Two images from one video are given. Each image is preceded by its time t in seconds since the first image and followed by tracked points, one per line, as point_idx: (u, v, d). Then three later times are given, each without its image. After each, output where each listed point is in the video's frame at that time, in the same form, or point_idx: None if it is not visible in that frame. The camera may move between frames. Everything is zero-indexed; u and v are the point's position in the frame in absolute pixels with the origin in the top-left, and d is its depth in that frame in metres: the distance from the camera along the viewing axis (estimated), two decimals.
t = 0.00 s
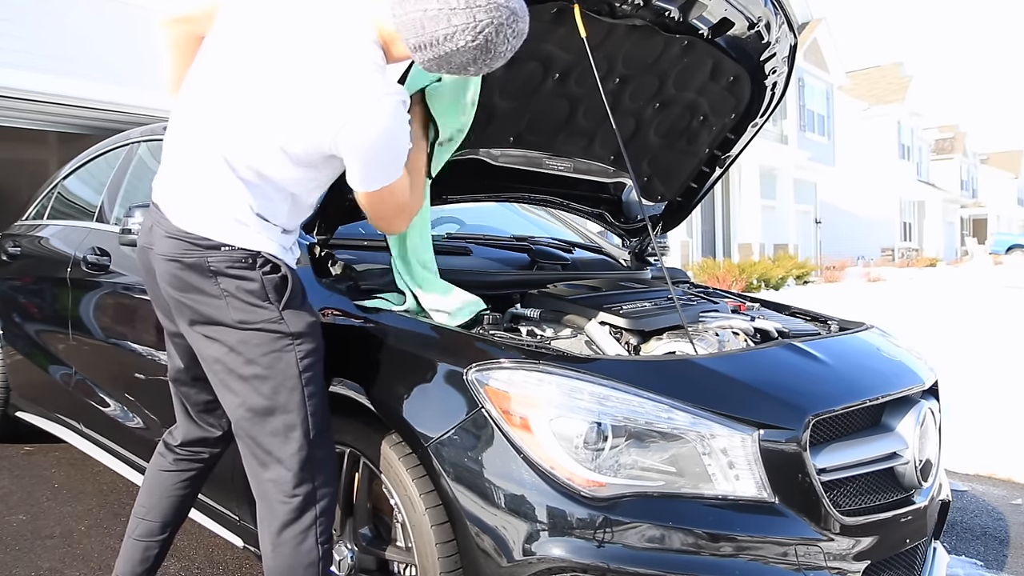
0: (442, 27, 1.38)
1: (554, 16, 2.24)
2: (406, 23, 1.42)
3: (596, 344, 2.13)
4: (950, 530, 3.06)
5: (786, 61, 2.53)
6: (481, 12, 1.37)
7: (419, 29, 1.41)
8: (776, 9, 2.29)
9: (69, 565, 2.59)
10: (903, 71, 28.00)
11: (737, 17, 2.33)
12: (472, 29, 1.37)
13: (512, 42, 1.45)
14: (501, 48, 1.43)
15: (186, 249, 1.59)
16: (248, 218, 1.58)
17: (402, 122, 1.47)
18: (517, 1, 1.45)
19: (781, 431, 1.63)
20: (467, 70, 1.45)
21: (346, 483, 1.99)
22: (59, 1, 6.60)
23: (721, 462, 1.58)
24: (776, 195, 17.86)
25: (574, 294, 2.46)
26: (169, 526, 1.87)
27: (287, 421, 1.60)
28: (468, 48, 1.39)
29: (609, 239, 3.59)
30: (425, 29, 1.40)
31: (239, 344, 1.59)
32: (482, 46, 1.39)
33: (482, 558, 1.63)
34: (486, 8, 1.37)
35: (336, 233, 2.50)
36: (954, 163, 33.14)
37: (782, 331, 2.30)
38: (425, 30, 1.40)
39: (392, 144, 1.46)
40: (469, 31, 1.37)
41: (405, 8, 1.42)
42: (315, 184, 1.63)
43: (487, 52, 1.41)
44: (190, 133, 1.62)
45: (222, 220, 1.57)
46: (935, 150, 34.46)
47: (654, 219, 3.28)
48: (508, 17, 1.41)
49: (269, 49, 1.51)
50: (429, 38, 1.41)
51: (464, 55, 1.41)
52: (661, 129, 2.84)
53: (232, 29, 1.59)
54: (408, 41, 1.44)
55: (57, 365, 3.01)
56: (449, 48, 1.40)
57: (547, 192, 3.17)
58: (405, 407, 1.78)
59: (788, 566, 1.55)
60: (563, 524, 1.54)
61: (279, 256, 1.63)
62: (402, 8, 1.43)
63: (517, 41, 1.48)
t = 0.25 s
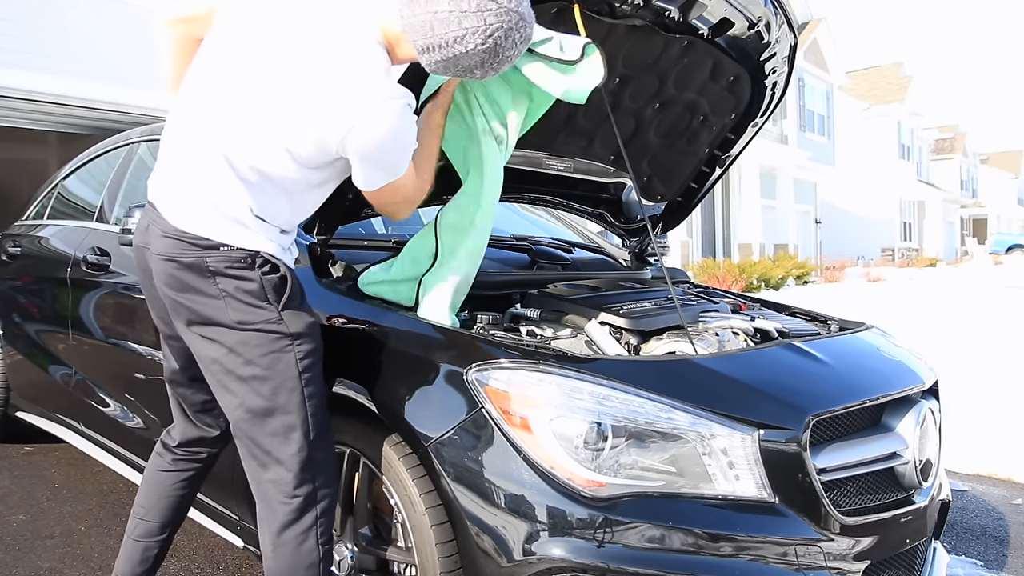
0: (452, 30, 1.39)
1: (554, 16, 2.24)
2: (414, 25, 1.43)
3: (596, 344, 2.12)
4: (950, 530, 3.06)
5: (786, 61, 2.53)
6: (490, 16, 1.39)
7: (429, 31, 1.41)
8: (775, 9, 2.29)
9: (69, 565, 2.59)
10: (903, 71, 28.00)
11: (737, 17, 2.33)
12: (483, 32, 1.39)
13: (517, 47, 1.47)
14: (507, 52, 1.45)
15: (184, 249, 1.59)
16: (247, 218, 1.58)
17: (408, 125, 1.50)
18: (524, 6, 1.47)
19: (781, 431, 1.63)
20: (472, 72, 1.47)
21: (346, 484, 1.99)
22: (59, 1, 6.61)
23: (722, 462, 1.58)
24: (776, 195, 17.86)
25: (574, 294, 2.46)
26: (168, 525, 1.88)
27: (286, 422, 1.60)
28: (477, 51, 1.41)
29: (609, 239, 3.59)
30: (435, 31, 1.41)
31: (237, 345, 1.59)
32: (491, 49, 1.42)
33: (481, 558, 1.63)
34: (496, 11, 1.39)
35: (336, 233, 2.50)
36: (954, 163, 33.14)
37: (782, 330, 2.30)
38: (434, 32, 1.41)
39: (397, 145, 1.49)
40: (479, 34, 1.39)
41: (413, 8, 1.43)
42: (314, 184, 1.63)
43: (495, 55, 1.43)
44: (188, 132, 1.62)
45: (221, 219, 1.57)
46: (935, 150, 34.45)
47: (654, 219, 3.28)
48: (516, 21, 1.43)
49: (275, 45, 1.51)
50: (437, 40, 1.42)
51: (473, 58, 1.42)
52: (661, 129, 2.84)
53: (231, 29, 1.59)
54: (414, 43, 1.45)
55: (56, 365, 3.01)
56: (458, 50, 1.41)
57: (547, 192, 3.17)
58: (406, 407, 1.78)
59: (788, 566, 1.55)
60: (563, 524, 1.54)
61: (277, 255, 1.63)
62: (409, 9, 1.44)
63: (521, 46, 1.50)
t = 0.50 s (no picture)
0: (457, 40, 1.40)
1: (554, 16, 2.25)
2: (419, 33, 1.43)
3: (596, 344, 2.12)
4: (950, 529, 3.06)
5: (786, 61, 2.53)
6: (497, 29, 1.40)
7: (434, 40, 1.42)
8: (775, 9, 2.28)
9: (69, 565, 2.59)
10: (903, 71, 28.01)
11: (737, 17, 2.33)
12: (487, 44, 1.40)
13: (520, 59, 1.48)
14: (511, 63, 1.46)
15: (180, 251, 1.59)
16: (245, 220, 1.58)
17: (410, 126, 1.52)
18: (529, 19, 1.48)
19: (781, 431, 1.63)
20: (475, 82, 1.48)
21: (346, 483, 1.99)
22: (59, 1, 6.61)
23: (722, 462, 1.58)
24: (776, 195, 17.86)
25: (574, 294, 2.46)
26: (166, 526, 1.87)
27: (287, 423, 1.60)
28: (481, 63, 1.42)
29: (609, 239, 3.59)
30: (441, 40, 1.41)
31: (235, 346, 1.59)
32: (495, 60, 1.42)
33: (481, 558, 1.63)
34: (502, 24, 1.40)
35: (336, 232, 2.50)
36: (954, 163, 33.14)
37: (782, 330, 2.30)
38: (439, 42, 1.41)
39: (399, 144, 1.51)
40: (484, 46, 1.40)
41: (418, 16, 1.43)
42: (314, 186, 1.64)
43: (499, 67, 1.44)
44: (185, 133, 1.61)
45: (219, 221, 1.57)
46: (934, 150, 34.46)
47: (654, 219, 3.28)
48: (521, 34, 1.44)
49: (274, 46, 1.52)
50: (442, 49, 1.42)
51: (477, 67, 1.43)
52: (661, 129, 2.84)
53: (229, 31, 1.59)
54: (419, 50, 1.45)
55: (56, 365, 3.01)
56: (462, 61, 1.42)
57: (547, 192, 3.17)
58: (406, 407, 1.78)
59: (788, 566, 1.55)
60: (563, 524, 1.54)
61: (275, 255, 1.64)
62: (413, 17, 1.44)
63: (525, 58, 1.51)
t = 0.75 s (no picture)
0: (468, 46, 1.41)
1: (554, 16, 2.25)
2: (429, 38, 1.45)
3: (596, 345, 2.13)
4: (950, 530, 3.06)
5: (786, 61, 2.53)
6: (506, 40, 1.42)
7: (443, 45, 1.43)
8: (776, 9, 2.28)
9: (69, 565, 2.59)
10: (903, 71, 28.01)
11: (737, 17, 2.33)
12: (496, 53, 1.41)
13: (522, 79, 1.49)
14: (515, 78, 1.47)
15: (180, 251, 1.58)
16: (245, 221, 1.58)
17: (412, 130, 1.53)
18: (536, 42, 1.51)
19: (781, 431, 1.63)
20: (475, 95, 1.47)
21: (346, 484, 1.99)
22: (59, 1, 6.61)
23: (722, 462, 1.58)
24: (776, 195, 17.86)
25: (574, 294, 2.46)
26: (162, 525, 1.88)
27: (287, 422, 1.60)
28: (486, 73, 1.42)
29: (609, 239, 3.59)
30: (450, 45, 1.42)
31: (236, 347, 1.59)
32: (500, 72, 1.43)
33: (481, 558, 1.63)
34: (511, 37, 1.43)
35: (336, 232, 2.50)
36: (954, 163, 33.14)
37: (782, 330, 2.30)
38: (447, 49, 1.43)
39: (402, 149, 1.53)
40: (492, 55, 1.41)
41: (430, 25, 1.46)
42: (314, 189, 1.64)
43: (502, 80, 1.45)
44: (186, 134, 1.61)
45: (219, 221, 1.56)
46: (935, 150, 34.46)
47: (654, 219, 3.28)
48: (527, 51, 1.47)
49: (280, 49, 1.53)
50: (450, 56, 1.43)
51: (481, 78, 1.43)
52: (661, 129, 2.84)
53: (232, 33, 1.60)
54: (426, 56, 1.46)
55: (56, 365, 3.01)
56: (468, 70, 1.42)
57: (547, 192, 3.18)
58: (405, 407, 1.78)
59: (788, 566, 1.55)
60: (563, 524, 1.54)
61: (274, 257, 1.64)
62: (426, 25, 1.47)
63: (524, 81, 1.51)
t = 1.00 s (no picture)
0: (475, 65, 1.41)
1: (554, 16, 2.25)
2: (439, 54, 1.45)
3: (596, 345, 2.14)
4: (950, 530, 3.06)
5: (786, 61, 2.53)
6: (513, 62, 1.42)
7: (451, 63, 1.43)
8: (776, 9, 2.28)
9: (68, 565, 2.59)
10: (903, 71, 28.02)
11: (737, 17, 2.33)
12: (502, 74, 1.42)
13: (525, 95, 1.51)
14: (518, 95, 1.49)
15: (183, 251, 1.57)
16: (247, 223, 1.57)
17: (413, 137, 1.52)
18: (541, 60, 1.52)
19: (780, 431, 1.63)
20: (479, 110, 1.49)
21: (346, 484, 1.99)
22: (59, 1, 6.61)
23: (721, 462, 1.58)
24: (776, 195, 17.86)
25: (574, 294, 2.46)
26: (159, 524, 1.88)
27: (287, 422, 1.60)
28: (491, 91, 1.43)
29: (609, 239, 3.59)
30: (458, 64, 1.42)
31: (237, 346, 1.59)
32: (505, 90, 1.44)
33: (481, 558, 1.63)
34: (518, 58, 1.43)
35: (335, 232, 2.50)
36: (954, 163, 33.14)
37: (782, 330, 2.30)
38: (455, 66, 1.43)
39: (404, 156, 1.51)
40: (499, 75, 1.42)
41: (439, 41, 1.46)
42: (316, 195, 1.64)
43: (507, 98, 1.46)
44: (190, 135, 1.61)
45: (221, 220, 1.56)
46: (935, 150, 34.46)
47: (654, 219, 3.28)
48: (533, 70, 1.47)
49: (290, 56, 1.56)
50: (457, 73, 1.43)
51: (487, 95, 1.44)
52: (661, 129, 2.84)
53: (241, 38, 1.61)
54: (434, 71, 1.46)
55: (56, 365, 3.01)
56: (474, 88, 1.43)
57: (547, 193, 3.20)
58: (405, 407, 1.78)
59: (788, 566, 1.55)
60: (563, 524, 1.54)
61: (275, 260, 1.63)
62: (435, 40, 1.46)
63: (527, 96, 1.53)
